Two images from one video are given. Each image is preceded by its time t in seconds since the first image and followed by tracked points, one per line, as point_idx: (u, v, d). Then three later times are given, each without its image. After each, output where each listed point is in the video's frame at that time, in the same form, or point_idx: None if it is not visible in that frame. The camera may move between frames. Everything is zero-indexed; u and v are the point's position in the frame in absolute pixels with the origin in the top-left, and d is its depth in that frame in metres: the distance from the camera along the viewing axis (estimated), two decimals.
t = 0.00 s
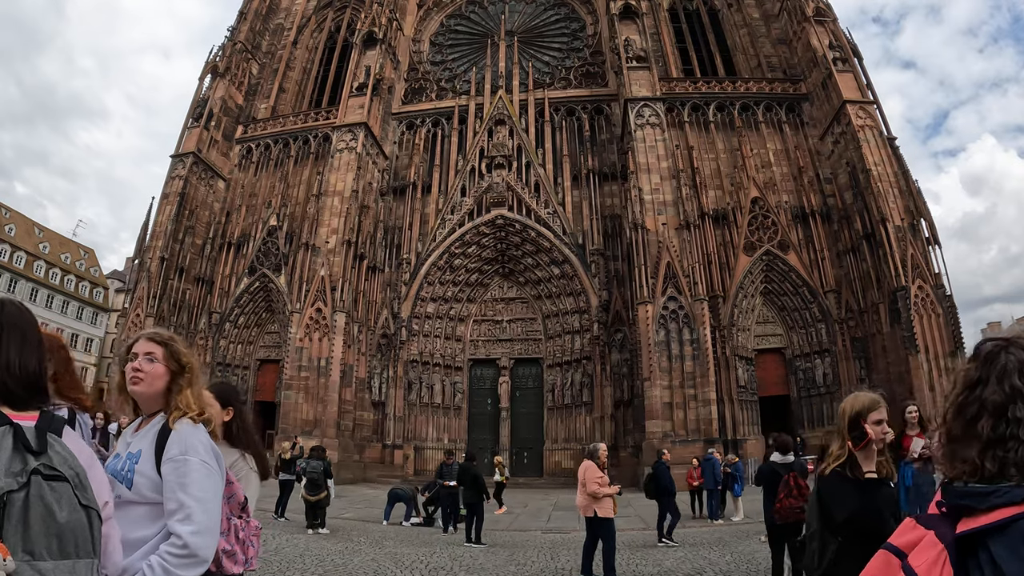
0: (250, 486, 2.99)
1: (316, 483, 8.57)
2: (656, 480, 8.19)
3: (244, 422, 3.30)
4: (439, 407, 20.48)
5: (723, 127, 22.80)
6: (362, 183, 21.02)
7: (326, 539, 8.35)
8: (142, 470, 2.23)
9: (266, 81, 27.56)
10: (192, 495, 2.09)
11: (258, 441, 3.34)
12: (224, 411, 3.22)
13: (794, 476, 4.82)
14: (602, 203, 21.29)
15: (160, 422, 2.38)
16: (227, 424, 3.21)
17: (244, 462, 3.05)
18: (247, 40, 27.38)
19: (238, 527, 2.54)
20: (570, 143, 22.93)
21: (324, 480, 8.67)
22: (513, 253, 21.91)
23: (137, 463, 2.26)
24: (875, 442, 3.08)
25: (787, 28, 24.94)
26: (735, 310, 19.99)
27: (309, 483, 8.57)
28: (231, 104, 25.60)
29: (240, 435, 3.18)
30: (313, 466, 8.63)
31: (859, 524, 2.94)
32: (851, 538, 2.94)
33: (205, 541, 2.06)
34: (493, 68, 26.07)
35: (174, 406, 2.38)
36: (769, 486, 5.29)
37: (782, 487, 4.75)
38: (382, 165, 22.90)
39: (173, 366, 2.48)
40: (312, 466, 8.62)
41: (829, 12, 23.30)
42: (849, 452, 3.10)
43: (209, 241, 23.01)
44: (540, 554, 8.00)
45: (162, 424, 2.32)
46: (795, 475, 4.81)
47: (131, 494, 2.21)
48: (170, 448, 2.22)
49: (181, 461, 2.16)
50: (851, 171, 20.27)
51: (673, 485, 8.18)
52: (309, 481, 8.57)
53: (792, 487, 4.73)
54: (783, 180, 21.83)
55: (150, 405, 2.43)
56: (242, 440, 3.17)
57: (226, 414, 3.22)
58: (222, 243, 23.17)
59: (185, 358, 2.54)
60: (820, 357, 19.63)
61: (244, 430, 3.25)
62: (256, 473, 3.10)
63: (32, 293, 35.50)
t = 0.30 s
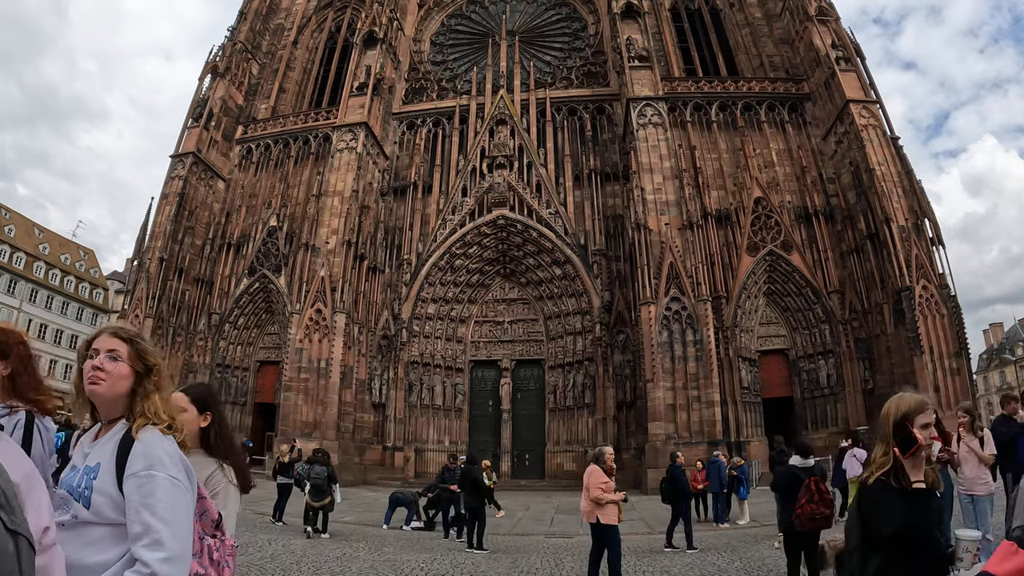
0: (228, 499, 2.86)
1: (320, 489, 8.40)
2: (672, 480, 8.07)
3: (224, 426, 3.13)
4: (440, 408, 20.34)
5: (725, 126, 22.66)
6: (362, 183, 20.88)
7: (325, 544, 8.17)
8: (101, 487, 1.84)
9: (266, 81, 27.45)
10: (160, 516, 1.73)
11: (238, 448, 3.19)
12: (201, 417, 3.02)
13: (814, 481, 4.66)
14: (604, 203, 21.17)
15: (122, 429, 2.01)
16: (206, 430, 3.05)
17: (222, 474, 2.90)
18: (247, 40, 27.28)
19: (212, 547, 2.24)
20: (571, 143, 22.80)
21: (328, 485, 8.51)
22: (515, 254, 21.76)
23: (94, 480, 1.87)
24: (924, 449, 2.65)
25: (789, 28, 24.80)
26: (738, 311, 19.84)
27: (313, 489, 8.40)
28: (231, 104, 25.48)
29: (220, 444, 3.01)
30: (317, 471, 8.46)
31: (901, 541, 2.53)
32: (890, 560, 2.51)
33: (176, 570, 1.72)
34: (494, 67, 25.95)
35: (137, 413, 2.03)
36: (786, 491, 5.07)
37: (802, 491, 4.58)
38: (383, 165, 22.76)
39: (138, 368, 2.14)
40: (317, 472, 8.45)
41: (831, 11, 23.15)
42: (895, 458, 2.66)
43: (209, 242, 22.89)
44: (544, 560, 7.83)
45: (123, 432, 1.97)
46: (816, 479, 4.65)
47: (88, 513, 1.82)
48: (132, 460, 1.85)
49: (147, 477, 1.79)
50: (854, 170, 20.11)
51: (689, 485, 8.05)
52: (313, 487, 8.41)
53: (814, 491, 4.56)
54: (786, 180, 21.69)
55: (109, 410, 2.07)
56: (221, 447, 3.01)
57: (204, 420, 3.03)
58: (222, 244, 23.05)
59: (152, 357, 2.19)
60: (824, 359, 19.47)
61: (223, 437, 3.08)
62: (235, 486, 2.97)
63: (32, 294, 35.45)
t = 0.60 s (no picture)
0: (199, 502, 2.70)
1: (321, 490, 8.29)
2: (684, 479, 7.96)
3: (201, 420, 2.86)
4: (440, 409, 20.23)
5: (727, 126, 22.54)
6: (363, 182, 20.77)
7: (323, 546, 7.99)
8: (57, 485, 1.70)
9: (267, 81, 27.36)
10: (120, 516, 1.58)
11: (216, 443, 2.93)
12: (175, 411, 2.73)
13: (834, 482, 4.52)
14: (606, 203, 21.07)
15: (80, 421, 1.84)
16: (180, 426, 2.76)
17: (195, 474, 2.71)
18: (248, 39, 27.21)
19: (181, 550, 2.08)
20: (573, 143, 22.70)
21: (329, 486, 8.39)
22: (516, 254, 21.64)
23: (49, 477, 1.73)
24: (969, 445, 2.51)
25: (791, 27, 24.70)
26: (741, 312, 19.72)
27: (313, 489, 8.28)
28: (231, 104, 25.39)
29: (194, 440, 2.75)
30: (317, 472, 8.34)
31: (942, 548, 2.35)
32: (930, 567, 2.35)
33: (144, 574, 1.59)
34: (495, 67, 25.85)
35: (96, 403, 1.85)
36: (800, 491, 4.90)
37: (821, 491, 4.43)
38: (383, 165, 22.67)
39: (97, 353, 1.94)
40: (317, 472, 8.34)
41: (834, 10, 23.03)
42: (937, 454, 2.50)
43: (208, 242, 22.78)
44: (545, 563, 7.68)
45: (80, 425, 1.80)
46: (835, 479, 4.52)
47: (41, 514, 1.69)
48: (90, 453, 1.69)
49: (108, 472, 1.64)
50: (857, 170, 19.99)
51: (702, 486, 7.92)
52: (314, 488, 8.30)
53: (832, 492, 4.42)
54: (789, 180, 21.57)
55: (65, 401, 1.89)
56: (196, 443, 2.76)
57: (179, 414, 2.75)
58: (221, 244, 22.96)
59: (113, 341, 2.00)
60: (827, 359, 19.34)
61: (200, 431, 2.81)
62: (209, 487, 2.78)
63: (31, 295, 35.38)
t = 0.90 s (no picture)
0: (154, 504, 2.22)
1: (316, 490, 8.16)
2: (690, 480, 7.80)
3: (157, 414, 2.46)
4: (440, 410, 20.10)
5: (729, 125, 22.40)
6: (362, 181, 20.64)
7: (318, 548, 7.82)
8: None
9: (266, 80, 27.24)
10: (33, 505, 1.36)
11: (174, 440, 2.50)
12: (127, 398, 2.34)
13: (852, 483, 4.38)
14: (607, 202, 20.94)
15: None
16: (133, 416, 2.36)
17: (149, 471, 2.27)
18: (248, 38, 27.10)
19: (115, 554, 1.77)
20: (574, 142, 22.57)
21: (323, 486, 8.25)
22: (516, 253, 21.50)
23: None
24: None
25: (793, 26, 24.57)
26: (743, 312, 19.57)
27: (308, 489, 8.15)
28: (231, 103, 25.27)
29: (149, 431, 2.35)
30: (311, 472, 8.20)
31: (993, 556, 1.94)
32: None
33: None
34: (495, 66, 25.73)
35: (16, 376, 1.65)
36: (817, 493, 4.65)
37: (840, 491, 4.30)
38: (383, 164, 22.55)
39: (27, 325, 1.75)
40: (311, 472, 8.19)
41: (836, 9, 22.89)
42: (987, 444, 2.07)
43: (207, 241, 22.65)
44: (545, 567, 7.52)
45: None
46: (853, 481, 4.39)
47: None
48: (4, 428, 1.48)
49: (21, 456, 1.41)
50: (860, 169, 19.85)
51: (707, 487, 7.79)
52: (308, 488, 8.16)
53: (852, 493, 4.29)
54: (791, 179, 21.42)
55: None
56: (151, 436, 2.36)
57: (132, 403, 2.34)
58: (220, 243, 22.83)
59: (47, 313, 1.82)
60: (829, 360, 19.18)
61: (155, 426, 2.41)
62: (166, 488, 2.31)
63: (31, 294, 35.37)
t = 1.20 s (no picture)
0: (101, 515, 2.06)
1: (308, 493, 7.98)
2: (695, 483, 7.69)
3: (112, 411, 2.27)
4: (439, 411, 19.96)
5: (730, 125, 22.27)
6: (361, 181, 20.52)
7: (313, 554, 7.67)
8: None
9: (265, 79, 27.11)
10: None
11: (129, 441, 2.32)
12: (76, 396, 2.15)
13: (871, 487, 4.17)
14: (607, 203, 20.81)
15: None
16: (82, 415, 2.18)
17: (96, 478, 2.09)
18: (247, 38, 26.98)
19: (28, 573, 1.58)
20: (574, 142, 22.45)
21: (316, 489, 8.08)
22: (516, 254, 21.37)
23: None
24: None
25: (794, 26, 24.46)
26: (745, 313, 19.43)
27: (300, 492, 7.99)
28: (229, 102, 25.12)
29: (97, 433, 2.16)
30: (303, 475, 8.01)
31: None
32: None
33: None
34: (495, 66, 25.59)
35: None
36: (832, 496, 4.36)
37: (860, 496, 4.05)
38: (382, 164, 22.43)
39: None
40: (303, 474, 8.01)
41: (837, 9, 22.77)
42: None
43: (205, 241, 22.51)
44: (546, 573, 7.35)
45: None
46: (872, 486, 4.17)
47: None
48: None
49: None
50: (862, 169, 19.74)
51: (712, 491, 7.63)
52: (300, 490, 8.00)
53: (873, 498, 4.05)
54: (792, 179, 21.27)
55: None
56: (101, 439, 2.17)
57: (81, 401, 2.16)
58: (218, 243, 22.67)
59: None
60: (831, 361, 19.02)
61: (108, 425, 2.22)
62: (116, 497, 2.14)
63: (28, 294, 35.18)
